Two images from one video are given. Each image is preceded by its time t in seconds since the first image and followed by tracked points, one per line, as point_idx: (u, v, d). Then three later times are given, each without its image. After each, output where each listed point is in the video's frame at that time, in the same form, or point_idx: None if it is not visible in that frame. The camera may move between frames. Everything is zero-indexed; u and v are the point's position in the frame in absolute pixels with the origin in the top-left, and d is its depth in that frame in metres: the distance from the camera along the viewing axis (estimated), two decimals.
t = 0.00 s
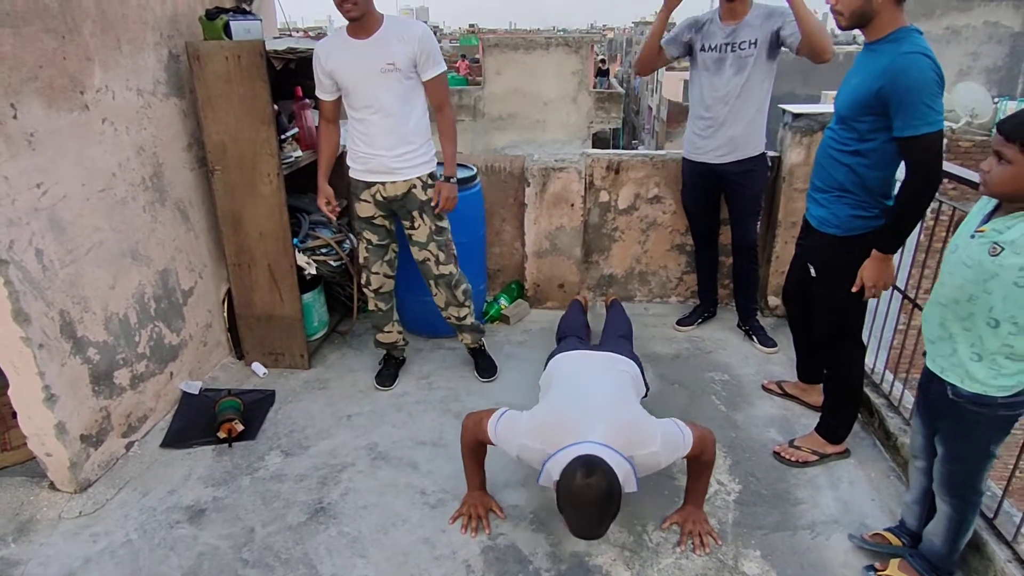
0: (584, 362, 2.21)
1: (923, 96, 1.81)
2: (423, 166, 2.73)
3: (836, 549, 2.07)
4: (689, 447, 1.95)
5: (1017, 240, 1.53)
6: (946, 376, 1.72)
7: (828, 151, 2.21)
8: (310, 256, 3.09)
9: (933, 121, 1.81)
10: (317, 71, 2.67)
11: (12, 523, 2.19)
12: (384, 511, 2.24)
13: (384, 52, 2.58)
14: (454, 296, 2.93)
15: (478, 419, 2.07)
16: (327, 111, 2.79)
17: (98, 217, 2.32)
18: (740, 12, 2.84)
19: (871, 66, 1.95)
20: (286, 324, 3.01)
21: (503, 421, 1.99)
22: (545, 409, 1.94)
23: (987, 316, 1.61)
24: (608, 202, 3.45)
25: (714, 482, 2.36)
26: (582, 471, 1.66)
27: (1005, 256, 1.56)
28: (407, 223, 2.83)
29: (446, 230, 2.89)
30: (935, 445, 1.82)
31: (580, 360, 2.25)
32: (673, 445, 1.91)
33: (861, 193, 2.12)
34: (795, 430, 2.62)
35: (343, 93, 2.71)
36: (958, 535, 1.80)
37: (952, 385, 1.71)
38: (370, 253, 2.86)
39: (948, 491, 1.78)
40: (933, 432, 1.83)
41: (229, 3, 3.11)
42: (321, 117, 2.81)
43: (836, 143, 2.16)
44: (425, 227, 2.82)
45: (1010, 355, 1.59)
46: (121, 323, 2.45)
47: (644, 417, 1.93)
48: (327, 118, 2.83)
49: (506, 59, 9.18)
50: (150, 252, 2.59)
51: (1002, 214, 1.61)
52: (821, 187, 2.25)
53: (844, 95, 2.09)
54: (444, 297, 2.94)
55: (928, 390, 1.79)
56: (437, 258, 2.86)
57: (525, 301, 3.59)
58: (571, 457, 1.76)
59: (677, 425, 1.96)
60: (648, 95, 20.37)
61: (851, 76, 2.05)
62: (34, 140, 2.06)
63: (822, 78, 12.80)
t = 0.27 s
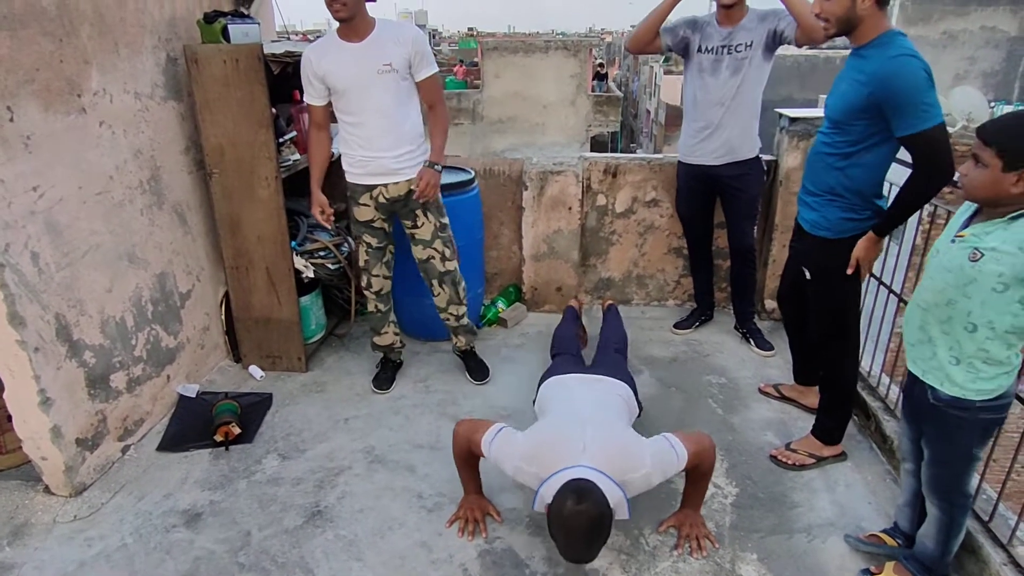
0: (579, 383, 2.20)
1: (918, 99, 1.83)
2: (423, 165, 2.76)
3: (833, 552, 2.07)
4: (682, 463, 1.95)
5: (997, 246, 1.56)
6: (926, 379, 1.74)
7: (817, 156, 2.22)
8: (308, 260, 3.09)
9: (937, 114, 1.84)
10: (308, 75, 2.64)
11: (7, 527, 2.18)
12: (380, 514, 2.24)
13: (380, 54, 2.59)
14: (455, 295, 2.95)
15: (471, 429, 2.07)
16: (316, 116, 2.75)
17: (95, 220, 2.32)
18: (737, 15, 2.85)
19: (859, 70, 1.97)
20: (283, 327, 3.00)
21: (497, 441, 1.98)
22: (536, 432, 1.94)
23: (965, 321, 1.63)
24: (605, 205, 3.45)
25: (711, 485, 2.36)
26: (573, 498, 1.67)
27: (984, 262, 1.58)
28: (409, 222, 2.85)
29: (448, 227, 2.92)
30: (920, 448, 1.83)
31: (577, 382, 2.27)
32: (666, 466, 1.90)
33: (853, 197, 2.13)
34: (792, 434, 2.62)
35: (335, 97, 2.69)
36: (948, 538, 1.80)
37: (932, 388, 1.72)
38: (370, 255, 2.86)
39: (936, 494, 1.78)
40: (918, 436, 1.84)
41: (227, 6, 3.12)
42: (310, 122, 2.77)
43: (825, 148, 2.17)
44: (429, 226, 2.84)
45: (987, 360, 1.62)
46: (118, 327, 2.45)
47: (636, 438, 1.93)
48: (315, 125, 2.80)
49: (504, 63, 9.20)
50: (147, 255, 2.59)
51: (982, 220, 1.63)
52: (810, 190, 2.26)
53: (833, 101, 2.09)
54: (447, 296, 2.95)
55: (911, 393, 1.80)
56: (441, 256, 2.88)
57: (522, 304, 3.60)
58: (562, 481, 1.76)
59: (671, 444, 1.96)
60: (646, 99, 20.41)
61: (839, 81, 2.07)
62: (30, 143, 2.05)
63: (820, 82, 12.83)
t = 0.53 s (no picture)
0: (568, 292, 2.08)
1: (908, 98, 1.83)
2: (431, 170, 2.79)
3: (831, 555, 2.06)
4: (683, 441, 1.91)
5: (975, 251, 1.59)
6: (919, 383, 1.74)
7: (812, 158, 2.23)
8: (306, 262, 3.07)
9: (926, 110, 1.83)
10: (317, 76, 2.63)
11: (3, 530, 2.17)
12: (378, 517, 2.23)
13: (394, 58, 2.63)
14: (455, 296, 2.97)
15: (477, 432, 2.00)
16: (322, 118, 2.74)
17: (92, 223, 2.31)
18: (734, 19, 2.86)
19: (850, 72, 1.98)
20: (281, 330, 3.00)
21: (492, 412, 1.91)
22: (529, 382, 1.84)
23: (950, 323, 1.66)
24: (604, 208, 3.45)
25: (710, 488, 2.36)
26: (581, 448, 1.60)
27: (961, 266, 1.61)
28: (413, 225, 2.86)
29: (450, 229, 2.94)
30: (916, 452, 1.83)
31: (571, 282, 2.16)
32: (672, 425, 1.86)
33: (848, 198, 2.14)
34: (791, 436, 2.62)
35: (344, 99, 2.69)
36: (946, 540, 1.80)
37: (926, 391, 1.72)
38: (375, 257, 2.85)
39: (932, 497, 1.78)
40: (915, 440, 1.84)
41: (225, 9, 3.12)
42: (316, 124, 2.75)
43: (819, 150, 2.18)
44: (433, 228, 2.85)
45: (980, 362, 1.63)
46: (115, 330, 2.44)
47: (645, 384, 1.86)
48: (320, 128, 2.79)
49: (503, 66, 9.20)
50: (145, 258, 2.58)
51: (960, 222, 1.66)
52: (805, 193, 2.27)
53: (827, 104, 2.10)
54: (447, 296, 2.96)
55: (906, 396, 1.80)
56: (444, 258, 2.89)
57: (521, 307, 3.59)
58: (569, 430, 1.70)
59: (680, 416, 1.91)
60: (645, 102, 20.43)
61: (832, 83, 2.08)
62: (28, 145, 2.05)
63: (818, 86, 12.86)
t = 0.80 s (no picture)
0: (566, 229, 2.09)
1: (888, 100, 1.84)
2: (446, 175, 2.83)
3: (831, 556, 2.07)
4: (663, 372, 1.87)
5: (970, 259, 1.62)
6: (925, 383, 1.74)
7: (806, 163, 2.25)
8: (306, 264, 3.07)
9: (904, 115, 1.83)
10: (344, 70, 2.67)
11: (3, 532, 2.17)
12: (378, 519, 2.24)
13: (422, 61, 2.68)
14: (453, 294, 3.03)
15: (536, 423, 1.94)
16: (344, 113, 2.77)
17: (93, 225, 2.32)
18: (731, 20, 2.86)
19: (839, 78, 2.01)
20: (281, 332, 3.00)
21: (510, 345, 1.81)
22: (531, 296, 1.79)
23: (952, 329, 1.68)
24: (604, 210, 3.46)
25: (709, 489, 2.36)
26: (593, 306, 1.61)
27: (958, 274, 1.65)
28: (422, 227, 2.91)
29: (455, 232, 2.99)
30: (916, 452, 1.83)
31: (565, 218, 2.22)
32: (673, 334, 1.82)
33: (838, 202, 2.16)
34: (791, 438, 2.63)
35: (368, 96, 2.73)
36: (945, 540, 1.80)
37: (930, 392, 1.72)
38: (383, 257, 2.88)
39: (931, 497, 1.78)
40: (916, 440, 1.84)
41: (225, 11, 3.13)
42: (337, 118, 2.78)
43: (814, 155, 2.21)
44: (440, 230, 2.91)
45: (982, 366, 1.63)
46: (116, 331, 2.45)
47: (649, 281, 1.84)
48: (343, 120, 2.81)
49: (503, 68, 9.22)
50: (145, 260, 2.59)
51: (964, 228, 1.69)
52: (800, 196, 2.30)
53: (818, 109, 2.13)
54: (444, 295, 3.03)
55: (907, 395, 1.81)
56: (446, 259, 2.95)
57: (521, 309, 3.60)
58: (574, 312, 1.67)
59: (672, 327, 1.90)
60: (645, 104, 20.46)
61: (825, 89, 2.10)
62: (29, 148, 2.06)
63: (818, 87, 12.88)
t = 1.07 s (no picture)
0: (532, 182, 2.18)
1: (848, 103, 1.89)
2: (451, 177, 2.86)
3: (832, 557, 2.06)
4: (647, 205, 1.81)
5: (977, 257, 1.63)
6: (938, 387, 1.73)
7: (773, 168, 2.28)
8: (307, 265, 3.09)
9: (864, 117, 1.88)
10: (365, 62, 2.70)
11: (4, 533, 2.17)
12: (378, 520, 2.23)
13: (442, 65, 2.71)
14: (455, 292, 3.05)
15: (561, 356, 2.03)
16: (362, 104, 2.81)
17: (94, 227, 2.32)
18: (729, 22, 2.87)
19: (798, 84, 2.06)
20: (281, 333, 3.00)
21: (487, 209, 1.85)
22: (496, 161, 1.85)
23: (967, 329, 1.67)
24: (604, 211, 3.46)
25: (710, 490, 2.36)
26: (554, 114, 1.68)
27: (969, 273, 1.65)
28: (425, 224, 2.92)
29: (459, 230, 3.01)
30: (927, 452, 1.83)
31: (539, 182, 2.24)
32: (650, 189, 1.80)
33: (811, 205, 2.18)
34: (791, 439, 2.63)
35: (387, 91, 2.76)
36: (950, 543, 1.80)
37: (944, 394, 1.72)
38: (384, 251, 2.89)
39: (942, 498, 1.78)
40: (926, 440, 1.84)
41: (225, 14, 3.13)
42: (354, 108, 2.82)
43: (780, 160, 2.24)
44: (442, 228, 2.91)
45: (997, 366, 1.63)
46: (116, 333, 2.45)
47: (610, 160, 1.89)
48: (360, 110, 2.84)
49: (503, 70, 9.23)
50: (146, 261, 2.59)
51: (970, 228, 1.70)
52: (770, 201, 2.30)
53: (782, 116, 2.18)
54: (446, 292, 3.04)
55: (920, 395, 1.81)
56: (449, 257, 2.97)
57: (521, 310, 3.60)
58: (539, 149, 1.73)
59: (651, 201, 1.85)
60: (645, 106, 20.47)
61: (786, 96, 2.14)
62: (29, 149, 2.06)
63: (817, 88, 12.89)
